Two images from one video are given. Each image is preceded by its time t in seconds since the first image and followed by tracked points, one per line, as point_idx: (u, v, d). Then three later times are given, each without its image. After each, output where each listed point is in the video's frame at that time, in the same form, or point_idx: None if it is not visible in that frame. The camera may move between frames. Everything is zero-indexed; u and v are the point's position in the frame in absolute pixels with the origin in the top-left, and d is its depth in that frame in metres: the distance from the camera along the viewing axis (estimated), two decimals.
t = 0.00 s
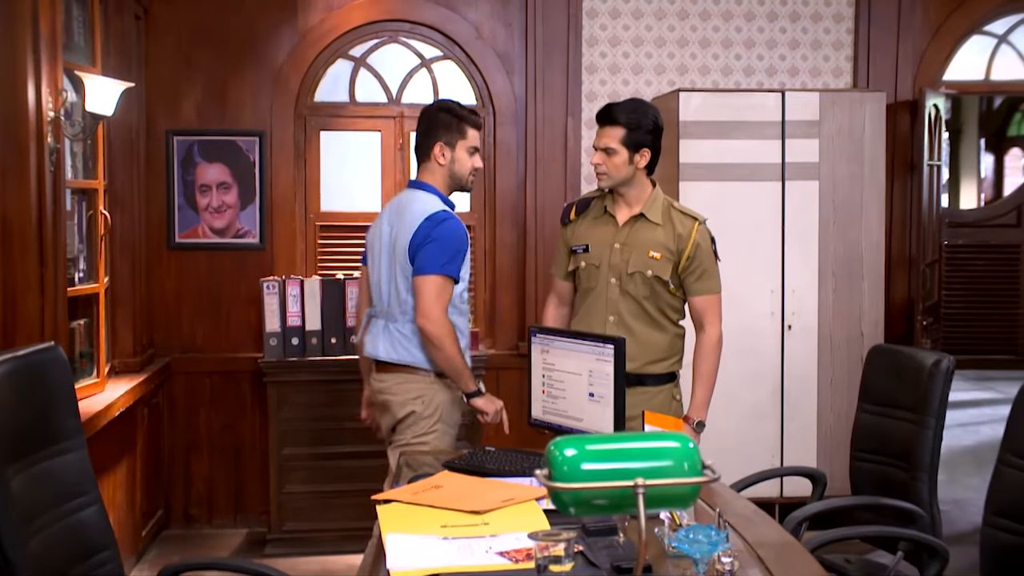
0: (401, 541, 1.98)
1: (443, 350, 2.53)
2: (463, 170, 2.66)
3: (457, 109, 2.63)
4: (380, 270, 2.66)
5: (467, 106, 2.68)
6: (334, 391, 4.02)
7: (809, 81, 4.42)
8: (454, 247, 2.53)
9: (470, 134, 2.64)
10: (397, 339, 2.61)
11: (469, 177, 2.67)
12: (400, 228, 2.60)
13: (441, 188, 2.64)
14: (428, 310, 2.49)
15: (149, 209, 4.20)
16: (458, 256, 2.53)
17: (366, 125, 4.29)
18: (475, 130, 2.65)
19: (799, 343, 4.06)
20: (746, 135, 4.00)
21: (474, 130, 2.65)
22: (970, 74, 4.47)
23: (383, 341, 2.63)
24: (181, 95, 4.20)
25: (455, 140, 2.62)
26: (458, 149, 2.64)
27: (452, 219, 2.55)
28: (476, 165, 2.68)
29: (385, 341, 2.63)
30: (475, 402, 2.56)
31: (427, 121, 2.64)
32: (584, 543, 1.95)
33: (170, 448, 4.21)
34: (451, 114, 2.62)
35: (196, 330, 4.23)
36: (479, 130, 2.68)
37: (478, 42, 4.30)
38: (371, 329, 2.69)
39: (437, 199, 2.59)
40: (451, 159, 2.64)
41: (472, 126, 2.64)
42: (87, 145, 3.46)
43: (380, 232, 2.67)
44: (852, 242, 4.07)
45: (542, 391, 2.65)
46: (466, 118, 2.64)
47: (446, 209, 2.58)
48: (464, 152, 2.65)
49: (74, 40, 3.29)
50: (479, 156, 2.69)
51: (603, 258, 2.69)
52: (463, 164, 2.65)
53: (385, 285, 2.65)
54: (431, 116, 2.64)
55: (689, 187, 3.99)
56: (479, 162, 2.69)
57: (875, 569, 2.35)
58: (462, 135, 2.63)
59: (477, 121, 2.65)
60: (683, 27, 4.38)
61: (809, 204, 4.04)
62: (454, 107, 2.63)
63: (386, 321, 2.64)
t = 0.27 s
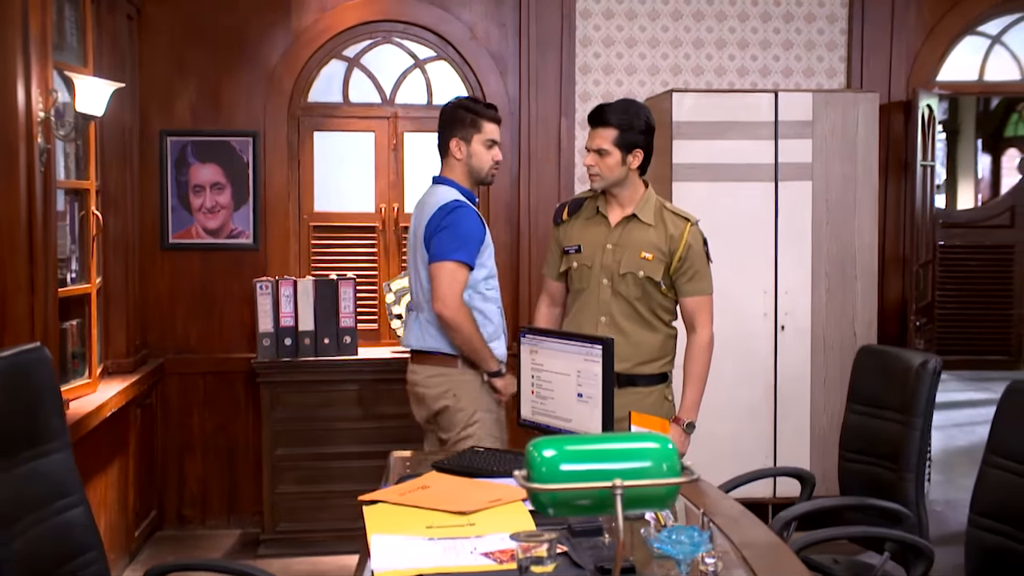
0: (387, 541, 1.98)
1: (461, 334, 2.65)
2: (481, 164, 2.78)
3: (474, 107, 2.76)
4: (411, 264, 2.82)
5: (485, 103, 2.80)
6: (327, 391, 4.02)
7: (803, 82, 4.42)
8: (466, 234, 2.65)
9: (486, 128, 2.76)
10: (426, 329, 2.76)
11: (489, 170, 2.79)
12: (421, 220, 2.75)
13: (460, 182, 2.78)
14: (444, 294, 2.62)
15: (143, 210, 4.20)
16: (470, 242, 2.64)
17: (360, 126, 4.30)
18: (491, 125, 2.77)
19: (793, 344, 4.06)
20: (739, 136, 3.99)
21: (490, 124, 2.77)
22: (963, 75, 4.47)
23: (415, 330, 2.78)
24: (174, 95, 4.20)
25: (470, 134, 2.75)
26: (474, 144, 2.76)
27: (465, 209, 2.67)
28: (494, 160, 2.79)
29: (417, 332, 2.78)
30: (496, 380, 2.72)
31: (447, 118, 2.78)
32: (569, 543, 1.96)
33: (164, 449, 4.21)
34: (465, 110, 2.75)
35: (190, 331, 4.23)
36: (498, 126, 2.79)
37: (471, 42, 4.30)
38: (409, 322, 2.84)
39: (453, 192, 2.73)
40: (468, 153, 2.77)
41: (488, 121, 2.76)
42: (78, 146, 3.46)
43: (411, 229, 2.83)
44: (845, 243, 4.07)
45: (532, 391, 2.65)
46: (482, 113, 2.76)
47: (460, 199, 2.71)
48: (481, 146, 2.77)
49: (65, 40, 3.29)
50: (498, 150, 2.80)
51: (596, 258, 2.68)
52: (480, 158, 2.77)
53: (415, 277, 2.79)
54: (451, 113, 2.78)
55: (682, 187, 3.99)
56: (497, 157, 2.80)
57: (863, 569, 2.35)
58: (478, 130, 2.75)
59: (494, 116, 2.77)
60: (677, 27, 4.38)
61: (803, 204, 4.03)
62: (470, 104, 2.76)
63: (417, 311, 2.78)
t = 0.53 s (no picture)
0: (370, 543, 1.98)
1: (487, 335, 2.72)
2: (501, 169, 2.82)
3: (498, 112, 2.78)
4: (432, 264, 2.88)
5: (508, 107, 2.82)
6: (319, 393, 4.02)
7: (795, 83, 4.42)
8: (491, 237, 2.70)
9: (507, 135, 2.79)
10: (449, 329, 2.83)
11: (507, 176, 2.83)
12: (444, 223, 2.80)
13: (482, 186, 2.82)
14: (474, 300, 2.68)
15: (135, 211, 4.20)
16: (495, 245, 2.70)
17: (352, 127, 4.30)
18: (513, 132, 2.80)
19: (784, 345, 4.06)
20: (731, 137, 3.99)
21: (513, 131, 2.80)
22: (955, 76, 4.48)
23: (438, 330, 2.84)
24: (166, 97, 4.20)
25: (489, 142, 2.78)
26: (494, 149, 2.80)
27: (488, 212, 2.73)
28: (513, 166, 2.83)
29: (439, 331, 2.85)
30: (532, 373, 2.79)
31: (470, 121, 2.81)
32: (552, 545, 1.96)
33: (155, 450, 4.21)
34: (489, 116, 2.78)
35: (182, 332, 4.23)
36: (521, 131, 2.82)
37: (464, 43, 4.30)
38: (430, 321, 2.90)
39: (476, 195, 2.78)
40: (488, 158, 2.80)
41: (511, 128, 2.79)
42: (69, 147, 3.46)
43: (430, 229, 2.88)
44: (837, 244, 4.07)
45: (517, 393, 2.64)
46: (506, 120, 2.79)
47: (484, 201, 2.76)
48: (501, 152, 2.80)
49: (56, 41, 3.29)
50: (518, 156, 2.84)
51: (591, 261, 2.61)
52: (500, 163, 2.81)
53: (438, 278, 2.85)
54: (474, 116, 2.81)
55: (674, 188, 3.99)
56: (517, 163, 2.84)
57: (848, 569, 2.36)
58: (500, 137, 2.79)
59: (518, 123, 2.80)
60: (669, 29, 4.38)
61: (794, 205, 4.04)
62: (493, 109, 2.78)
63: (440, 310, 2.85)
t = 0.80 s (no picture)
0: (351, 545, 1.98)
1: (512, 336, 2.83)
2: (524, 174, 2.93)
3: (524, 120, 2.88)
4: (453, 267, 2.97)
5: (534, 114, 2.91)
6: (307, 394, 4.02)
7: (785, 84, 4.43)
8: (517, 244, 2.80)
9: (532, 143, 2.89)
10: (471, 331, 2.93)
11: (531, 181, 2.95)
12: (470, 227, 2.88)
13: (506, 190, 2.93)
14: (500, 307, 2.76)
15: (125, 212, 4.20)
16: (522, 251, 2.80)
17: (341, 129, 4.29)
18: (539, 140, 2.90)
19: (773, 346, 4.06)
20: (720, 138, 3.99)
21: (538, 140, 2.90)
22: (945, 78, 4.49)
23: (457, 331, 2.94)
24: (156, 97, 4.19)
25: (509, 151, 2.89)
26: (518, 156, 2.90)
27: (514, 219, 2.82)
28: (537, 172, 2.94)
29: (460, 332, 2.95)
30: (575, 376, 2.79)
31: (497, 127, 2.92)
32: (533, 547, 1.95)
33: (144, 451, 4.21)
34: (516, 124, 2.87)
35: (170, 333, 4.23)
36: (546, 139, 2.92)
37: (453, 45, 4.30)
38: (448, 321, 3.00)
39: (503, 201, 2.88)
40: (512, 164, 2.92)
41: (535, 136, 2.89)
42: (55, 148, 3.46)
43: (453, 232, 2.97)
44: (826, 245, 4.07)
45: (503, 394, 2.64)
46: (531, 128, 2.88)
47: (509, 208, 2.85)
48: (525, 160, 2.91)
49: (42, 43, 3.29)
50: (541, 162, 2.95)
51: (580, 262, 2.59)
52: (524, 170, 2.92)
53: (459, 280, 2.94)
54: (500, 124, 2.91)
55: (663, 189, 3.99)
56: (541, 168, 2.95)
57: (832, 569, 2.35)
58: (523, 145, 2.89)
59: (543, 131, 2.90)
60: (659, 30, 4.37)
61: (783, 206, 4.03)
62: (520, 117, 2.87)
63: (460, 312, 2.95)
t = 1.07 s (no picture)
0: (323, 546, 1.98)
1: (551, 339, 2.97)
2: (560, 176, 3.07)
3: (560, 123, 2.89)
4: (487, 265, 3.16)
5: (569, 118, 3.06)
6: (289, 395, 4.02)
7: (767, 85, 4.43)
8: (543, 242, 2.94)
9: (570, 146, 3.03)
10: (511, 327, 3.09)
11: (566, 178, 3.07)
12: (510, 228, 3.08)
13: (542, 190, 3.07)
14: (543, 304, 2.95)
15: (106, 213, 4.19)
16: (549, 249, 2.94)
17: (323, 129, 4.29)
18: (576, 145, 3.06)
19: (755, 347, 4.07)
20: (701, 139, 3.99)
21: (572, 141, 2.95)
22: (926, 79, 4.50)
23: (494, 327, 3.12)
24: (137, 98, 4.19)
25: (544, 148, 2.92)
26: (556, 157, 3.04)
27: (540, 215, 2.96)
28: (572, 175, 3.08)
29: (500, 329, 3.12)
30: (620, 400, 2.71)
31: (532, 125, 2.91)
32: (504, 548, 1.96)
33: (126, 453, 4.20)
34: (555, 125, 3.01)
35: (152, 334, 4.22)
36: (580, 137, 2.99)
37: (436, 46, 4.30)
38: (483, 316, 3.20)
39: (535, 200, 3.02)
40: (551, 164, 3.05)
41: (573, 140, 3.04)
42: (35, 148, 3.45)
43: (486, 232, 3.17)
44: (808, 246, 4.08)
45: (481, 395, 2.64)
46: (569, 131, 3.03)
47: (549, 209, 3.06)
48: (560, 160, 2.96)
49: (21, 42, 3.29)
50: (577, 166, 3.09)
51: (554, 262, 2.58)
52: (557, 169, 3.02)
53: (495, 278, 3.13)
54: (535, 122, 2.90)
55: (644, 190, 3.98)
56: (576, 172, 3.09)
57: (808, 569, 2.36)
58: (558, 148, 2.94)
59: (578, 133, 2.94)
60: (641, 31, 4.38)
61: (764, 208, 4.04)
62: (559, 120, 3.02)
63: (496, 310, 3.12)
